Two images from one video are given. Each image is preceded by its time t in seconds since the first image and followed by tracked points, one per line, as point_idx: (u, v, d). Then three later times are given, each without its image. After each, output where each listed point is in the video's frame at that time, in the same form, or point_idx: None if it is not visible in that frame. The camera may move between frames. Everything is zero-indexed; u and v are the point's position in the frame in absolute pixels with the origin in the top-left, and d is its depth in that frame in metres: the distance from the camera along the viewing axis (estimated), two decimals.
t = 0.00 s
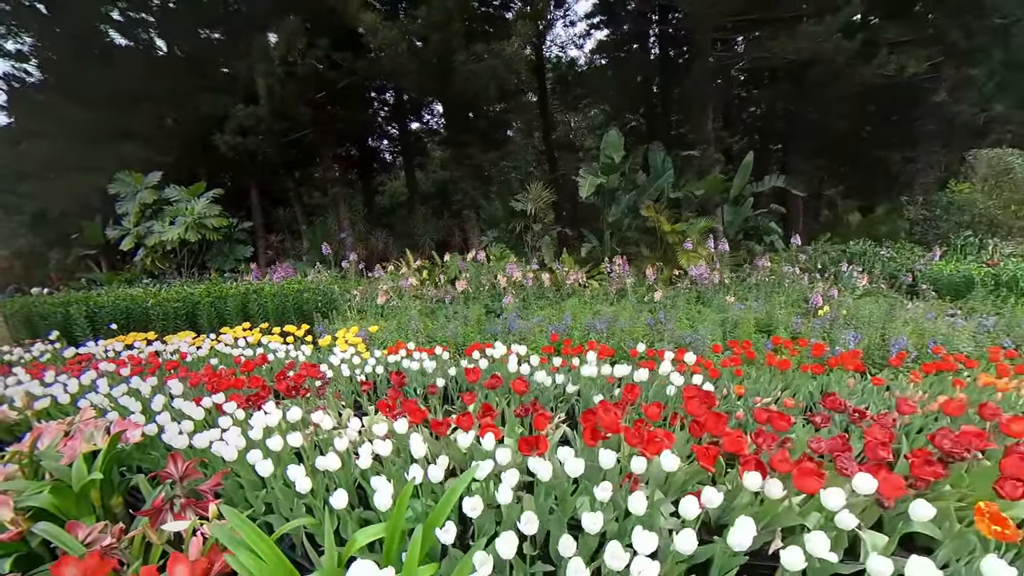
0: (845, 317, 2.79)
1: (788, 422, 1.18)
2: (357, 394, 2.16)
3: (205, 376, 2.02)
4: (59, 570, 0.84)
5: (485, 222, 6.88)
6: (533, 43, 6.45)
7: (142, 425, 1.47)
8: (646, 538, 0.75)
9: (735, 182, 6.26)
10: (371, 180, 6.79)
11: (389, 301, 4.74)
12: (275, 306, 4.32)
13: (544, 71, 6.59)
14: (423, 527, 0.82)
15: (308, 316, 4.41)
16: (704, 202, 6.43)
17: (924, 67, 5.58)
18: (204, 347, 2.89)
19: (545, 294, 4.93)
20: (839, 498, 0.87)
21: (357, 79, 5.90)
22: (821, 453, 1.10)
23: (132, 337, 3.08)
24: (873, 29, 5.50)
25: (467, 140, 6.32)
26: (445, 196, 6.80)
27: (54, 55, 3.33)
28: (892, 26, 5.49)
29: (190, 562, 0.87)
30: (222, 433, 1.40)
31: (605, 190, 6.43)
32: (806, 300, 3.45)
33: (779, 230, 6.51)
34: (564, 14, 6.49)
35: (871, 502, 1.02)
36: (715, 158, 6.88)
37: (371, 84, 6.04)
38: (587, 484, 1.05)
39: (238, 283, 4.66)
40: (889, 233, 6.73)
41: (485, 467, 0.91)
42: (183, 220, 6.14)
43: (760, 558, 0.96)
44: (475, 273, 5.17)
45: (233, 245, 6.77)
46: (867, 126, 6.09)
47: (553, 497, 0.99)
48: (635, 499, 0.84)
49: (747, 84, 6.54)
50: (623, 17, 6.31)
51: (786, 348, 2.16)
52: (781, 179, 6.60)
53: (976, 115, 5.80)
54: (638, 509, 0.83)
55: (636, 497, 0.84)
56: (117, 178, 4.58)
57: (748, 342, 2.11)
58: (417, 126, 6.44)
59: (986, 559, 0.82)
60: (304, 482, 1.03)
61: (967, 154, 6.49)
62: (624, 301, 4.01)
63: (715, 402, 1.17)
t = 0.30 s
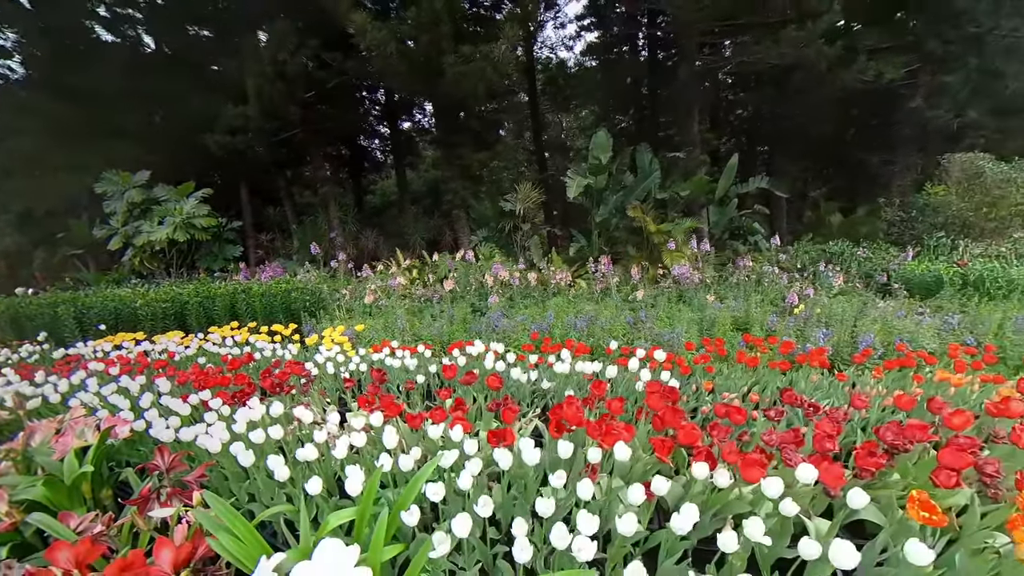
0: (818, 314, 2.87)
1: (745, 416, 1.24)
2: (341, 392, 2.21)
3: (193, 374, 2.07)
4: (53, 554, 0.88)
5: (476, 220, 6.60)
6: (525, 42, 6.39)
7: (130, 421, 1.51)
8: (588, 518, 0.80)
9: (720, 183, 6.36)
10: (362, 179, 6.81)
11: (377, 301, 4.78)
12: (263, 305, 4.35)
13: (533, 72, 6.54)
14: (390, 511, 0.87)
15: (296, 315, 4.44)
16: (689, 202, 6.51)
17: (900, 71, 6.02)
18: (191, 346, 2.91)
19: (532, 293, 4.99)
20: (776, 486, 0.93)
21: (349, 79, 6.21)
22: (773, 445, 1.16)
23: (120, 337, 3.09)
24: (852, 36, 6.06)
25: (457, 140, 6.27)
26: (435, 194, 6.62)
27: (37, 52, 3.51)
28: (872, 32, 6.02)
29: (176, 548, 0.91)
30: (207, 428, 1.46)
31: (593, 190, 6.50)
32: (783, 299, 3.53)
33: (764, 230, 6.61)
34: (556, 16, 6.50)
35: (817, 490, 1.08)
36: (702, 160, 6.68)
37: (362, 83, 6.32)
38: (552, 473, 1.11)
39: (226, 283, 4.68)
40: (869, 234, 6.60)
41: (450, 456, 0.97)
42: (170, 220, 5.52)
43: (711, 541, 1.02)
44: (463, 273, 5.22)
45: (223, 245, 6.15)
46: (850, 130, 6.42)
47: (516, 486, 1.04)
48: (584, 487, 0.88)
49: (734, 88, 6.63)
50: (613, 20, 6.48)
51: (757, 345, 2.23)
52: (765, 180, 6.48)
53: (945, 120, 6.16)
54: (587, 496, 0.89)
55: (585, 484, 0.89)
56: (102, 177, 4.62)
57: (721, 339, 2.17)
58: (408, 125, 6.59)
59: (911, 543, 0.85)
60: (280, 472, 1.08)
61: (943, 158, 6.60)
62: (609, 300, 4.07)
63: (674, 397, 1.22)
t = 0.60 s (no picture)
0: (800, 313, 2.90)
1: (723, 413, 1.26)
2: (327, 392, 2.21)
3: (178, 375, 2.07)
4: (35, 557, 0.89)
5: (466, 220, 6.69)
6: (517, 44, 6.41)
7: (115, 424, 1.51)
8: (562, 514, 0.81)
9: (707, 183, 6.40)
10: (352, 177, 6.80)
11: (366, 301, 4.78)
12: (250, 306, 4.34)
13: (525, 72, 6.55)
14: (371, 510, 0.89)
15: (284, 316, 4.43)
16: (678, 202, 6.55)
17: (881, 77, 6.26)
18: (177, 348, 2.89)
19: (521, 293, 4.99)
20: (750, 481, 0.95)
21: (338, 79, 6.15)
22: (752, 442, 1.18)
23: (104, 338, 3.07)
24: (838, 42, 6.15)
25: (449, 139, 6.23)
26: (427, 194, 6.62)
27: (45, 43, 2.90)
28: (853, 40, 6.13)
29: (158, 548, 0.93)
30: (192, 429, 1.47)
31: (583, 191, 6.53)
32: (767, 297, 3.56)
33: (750, 230, 6.67)
34: (548, 17, 6.51)
35: (793, 485, 1.10)
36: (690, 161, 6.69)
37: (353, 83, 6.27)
38: (533, 469, 1.12)
39: (213, 282, 4.65)
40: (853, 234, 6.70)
41: (431, 454, 0.98)
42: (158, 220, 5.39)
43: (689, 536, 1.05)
44: (453, 272, 5.23)
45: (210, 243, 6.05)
46: (834, 134, 6.60)
47: (498, 484, 1.06)
48: (560, 484, 0.90)
49: (723, 90, 6.61)
50: (604, 22, 6.46)
51: (739, 344, 2.26)
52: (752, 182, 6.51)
53: (926, 125, 6.35)
54: (564, 493, 0.90)
55: (562, 482, 0.90)
56: (85, 174, 4.60)
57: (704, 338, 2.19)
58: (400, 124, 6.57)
59: (878, 537, 0.87)
60: (265, 472, 1.09)
61: (923, 161, 6.64)
62: (597, 299, 4.10)
63: (654, 394, 1.24)
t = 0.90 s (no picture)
0: (783, 311, 2.93)
1: (701, 412, 1.27)
2: (310, 393, 2.20)
3: (160, 377, 2.06)
4: (9, 565, 0.87)
5: (455, 219, 6.69)
6: (506, 42, 6.06)
7: (93, 428, 1.50)
8: (534, 515, 0.81)
9: (695, 183, 6.43)
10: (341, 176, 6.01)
11: (353, 301, 4.77)
12: (236, 307, 4.32)
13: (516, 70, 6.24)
14: (347, 511, 0.89)
15: (271, 316, 4.40)
16: (665, 202, 6.58)
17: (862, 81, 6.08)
18: (160, 350, 2.87)
19: (508, 293, 4.99)
20: (723, 481, 0.96)
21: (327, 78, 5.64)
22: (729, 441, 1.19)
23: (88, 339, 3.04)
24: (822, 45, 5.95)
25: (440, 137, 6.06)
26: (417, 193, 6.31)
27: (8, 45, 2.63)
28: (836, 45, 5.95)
29: (135, 551, 0.92)
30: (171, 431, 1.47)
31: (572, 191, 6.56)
32: (750, 296, 3.58)
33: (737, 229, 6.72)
34: (538, 16, 6.15)
35: (767, 482, 1.12)
36: (677, 162, 6.72)
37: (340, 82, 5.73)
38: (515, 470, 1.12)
39: (199, 282, 4.60)
40: (836, 233, 6.78)
41: (407, 455, 0.99)
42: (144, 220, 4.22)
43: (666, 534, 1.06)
44: (442, 272, 5.22)
45: (198, 243, 5.06)
46: (817, 138, 6.64)
47: (476, 483, 1.07)
48: (534, 484, 0.90)
49: (711, 92, 6.66)
50: (595, 22, 6.38)
51: (722, 343, 2.28)
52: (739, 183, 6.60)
53: (907, 128, 6.48)
54: (536, 494, 0.90)
55: (535, 482, 0.91)
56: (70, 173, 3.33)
57: (686, 337, 2.20)
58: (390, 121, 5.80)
59: (846, 534, 0.89)
60: (242, 475, 1.09)
61: (903, 162, 6.78)
62: (583, 298, 4.12)
63: (632, 393, 1.25)
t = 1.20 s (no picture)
0: (765, 308, 2.97)
1: (677, 404, 1.30)
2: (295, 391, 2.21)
3: (145, 375, 2.06)
4: None
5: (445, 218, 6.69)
6: (498, 41, 6.17)
7: (76, 425, 1.50)
8: (503, 503, 0.84)
9: (683, 182, 6.47)
10: (332, 173, 6.20)
11: (341, 300, 4.76)
12: (222, 305, 4.29)
13: (506, 70, 6.27)
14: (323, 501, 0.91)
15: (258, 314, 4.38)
16: (654, 202, 6.62)
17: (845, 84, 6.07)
18: (145, 349, 2.86)
19: (495, 291, 5.00)
20: (691, 469, 0.98)
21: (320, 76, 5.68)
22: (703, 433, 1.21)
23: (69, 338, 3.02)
24: (806, 49, 6.18)
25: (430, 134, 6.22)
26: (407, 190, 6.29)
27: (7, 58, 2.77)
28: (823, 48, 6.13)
29: (118, 544, 0.92)
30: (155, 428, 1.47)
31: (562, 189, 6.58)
32: (734, 294, 3.61)
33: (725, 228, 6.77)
34: (529, 17, 6.27)
35: (739, 473, 1.14)
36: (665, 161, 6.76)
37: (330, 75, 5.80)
38: (495, 464, 1.14)
39: (185, 280, 4.57)
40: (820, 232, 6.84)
41: (384, 446, 1.00)
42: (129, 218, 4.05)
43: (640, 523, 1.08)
44: (430, 270, 5.22)
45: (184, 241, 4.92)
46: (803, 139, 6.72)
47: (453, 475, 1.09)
48: (505, 474, 0.92)
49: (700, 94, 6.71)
50: (586, 23, 6.42)
51: (704, 339, 2.31)
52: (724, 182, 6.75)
53: (887, 131, 6.41)
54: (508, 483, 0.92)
55: (506, 472, 0.93)
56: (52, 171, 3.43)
57: (668, 333, 2.24)
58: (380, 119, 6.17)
59: (808, 521, 0.91)
60: (224, 468, 1.10)
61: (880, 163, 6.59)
62: (571, 295, 4.15)
63: (609, 387, 1.27)
